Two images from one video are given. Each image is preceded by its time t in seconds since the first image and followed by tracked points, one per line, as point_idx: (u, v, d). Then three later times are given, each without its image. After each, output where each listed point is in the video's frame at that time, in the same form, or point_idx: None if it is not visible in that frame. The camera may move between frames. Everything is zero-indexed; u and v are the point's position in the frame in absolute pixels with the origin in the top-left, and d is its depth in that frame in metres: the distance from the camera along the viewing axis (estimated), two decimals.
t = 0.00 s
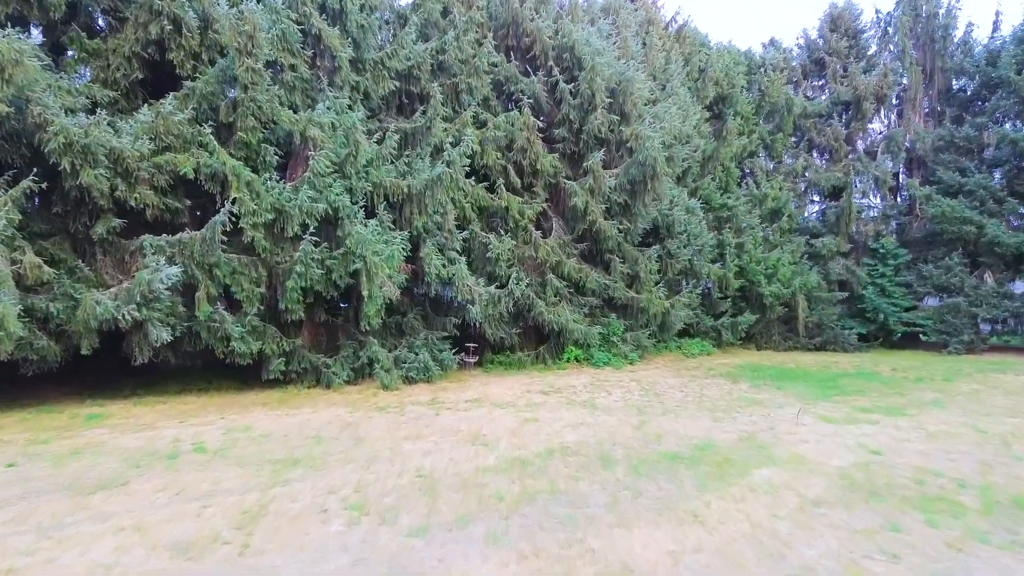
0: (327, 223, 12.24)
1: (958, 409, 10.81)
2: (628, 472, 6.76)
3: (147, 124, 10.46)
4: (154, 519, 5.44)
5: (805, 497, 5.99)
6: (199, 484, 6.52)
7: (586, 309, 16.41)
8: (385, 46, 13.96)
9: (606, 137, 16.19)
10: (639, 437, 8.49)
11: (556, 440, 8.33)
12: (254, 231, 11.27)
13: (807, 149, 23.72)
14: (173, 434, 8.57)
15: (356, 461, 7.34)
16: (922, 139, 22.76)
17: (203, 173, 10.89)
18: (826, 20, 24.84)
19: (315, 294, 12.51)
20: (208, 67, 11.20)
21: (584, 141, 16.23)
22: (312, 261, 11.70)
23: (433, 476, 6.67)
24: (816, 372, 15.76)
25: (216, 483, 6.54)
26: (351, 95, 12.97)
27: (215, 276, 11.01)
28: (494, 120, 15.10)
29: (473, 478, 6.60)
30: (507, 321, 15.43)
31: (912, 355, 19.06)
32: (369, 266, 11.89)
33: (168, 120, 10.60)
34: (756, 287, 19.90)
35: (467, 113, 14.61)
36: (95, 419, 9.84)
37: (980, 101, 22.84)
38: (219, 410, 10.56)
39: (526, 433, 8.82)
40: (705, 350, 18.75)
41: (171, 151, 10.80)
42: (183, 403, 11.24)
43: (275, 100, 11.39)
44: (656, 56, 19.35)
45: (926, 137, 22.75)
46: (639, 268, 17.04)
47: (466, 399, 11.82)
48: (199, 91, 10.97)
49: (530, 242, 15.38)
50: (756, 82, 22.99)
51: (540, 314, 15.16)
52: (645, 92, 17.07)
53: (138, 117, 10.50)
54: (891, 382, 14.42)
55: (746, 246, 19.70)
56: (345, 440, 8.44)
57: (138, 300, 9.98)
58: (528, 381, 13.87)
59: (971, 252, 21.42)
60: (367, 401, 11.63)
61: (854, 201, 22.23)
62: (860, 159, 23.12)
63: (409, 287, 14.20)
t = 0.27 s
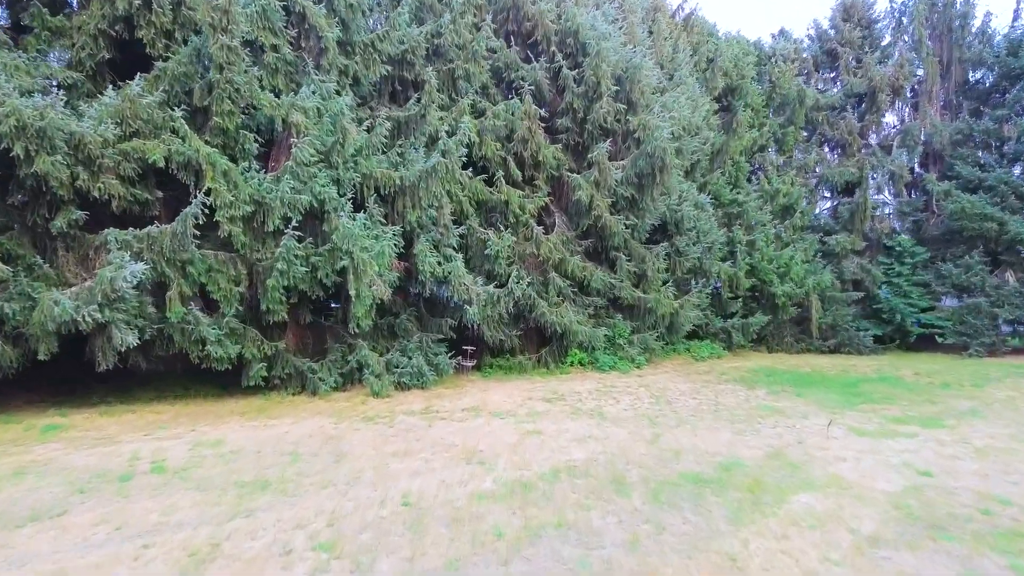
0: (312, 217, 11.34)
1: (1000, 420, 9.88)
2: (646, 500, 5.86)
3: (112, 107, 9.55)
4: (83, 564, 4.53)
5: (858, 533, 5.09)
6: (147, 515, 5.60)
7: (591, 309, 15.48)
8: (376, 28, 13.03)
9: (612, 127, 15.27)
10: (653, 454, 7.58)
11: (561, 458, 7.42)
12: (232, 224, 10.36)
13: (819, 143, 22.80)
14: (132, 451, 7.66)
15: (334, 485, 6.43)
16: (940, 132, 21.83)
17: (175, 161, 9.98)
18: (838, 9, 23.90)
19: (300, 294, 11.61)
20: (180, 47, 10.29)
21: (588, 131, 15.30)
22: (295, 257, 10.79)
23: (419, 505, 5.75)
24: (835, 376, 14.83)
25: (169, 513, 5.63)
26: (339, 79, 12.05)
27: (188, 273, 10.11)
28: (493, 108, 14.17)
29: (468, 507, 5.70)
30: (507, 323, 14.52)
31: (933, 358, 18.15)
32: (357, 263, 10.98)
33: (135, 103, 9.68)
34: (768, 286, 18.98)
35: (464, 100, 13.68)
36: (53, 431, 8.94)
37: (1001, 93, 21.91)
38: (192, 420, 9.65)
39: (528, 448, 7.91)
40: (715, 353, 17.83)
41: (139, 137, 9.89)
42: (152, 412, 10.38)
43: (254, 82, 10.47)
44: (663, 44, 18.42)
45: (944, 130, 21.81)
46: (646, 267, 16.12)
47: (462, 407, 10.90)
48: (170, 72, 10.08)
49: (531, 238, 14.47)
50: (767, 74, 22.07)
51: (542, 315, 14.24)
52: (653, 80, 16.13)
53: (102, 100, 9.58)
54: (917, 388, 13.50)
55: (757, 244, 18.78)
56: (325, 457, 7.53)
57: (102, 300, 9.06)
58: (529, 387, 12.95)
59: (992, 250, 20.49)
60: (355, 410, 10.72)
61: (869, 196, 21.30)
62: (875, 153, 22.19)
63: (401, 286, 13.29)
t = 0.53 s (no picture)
0: (295, 210, 10.45)
1: None
2: (672, 538, 4.95)
3: (71, 87, 8.60)
4: None
5: None
6: (76, 558, 4.67)
7: (596, 311, 14.56)
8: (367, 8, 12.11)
9: (619, 117, 14.35)
10: (673, 477, 6.67)
11: (568, 481, 6.51)
12: (205, 218, 9.45)
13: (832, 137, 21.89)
14: (82, 473, 6.77)
15: (305, 515, 5.53)
16: (959, 125, 20.91)
17: (142, 149, 9.05)
18: None
19: (282, 294, 10.70)
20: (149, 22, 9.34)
21: (594, 121, 14.39)
22: (275, 254, 9.88)
23: (402, 545, 4.83)
24: (857, 382, 13.91)
25: (105, 554, 4.73)
26: (325, 62, 11.15)
27: (157, 271, 9.21)
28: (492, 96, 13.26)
29: (460, 547, 4.79)
30: (507, 324, 13.61)
31: (955, 362, 17.24)
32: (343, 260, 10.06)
33: (97, 83, 8.73)
34: (781, 286, 18.08)
35: (462, 86, 12.77)
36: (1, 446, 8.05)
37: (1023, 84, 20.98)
38: (159, 434, 8.75)
39: (530, 468, 7.00)
40: (726, 356, 16.92)
41: (102, 121, 8.96)
42: (116, 423, 9.52)
43: (231, 62, 9.54)
44: (671, 31, 17.51)
45: (963, 123, 20.90)
46: (654, 265, 15.22)
47: (457, 417, 10.00)
48: (138, 51, 9.14)
49: (533, 235, 13.57)
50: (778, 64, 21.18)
51: (544, 316, 13.32)
52: (663, 68, 15.22)
53: (60, 79, 8.63)
54: (948, 395, 12.57)
55: (770, 242, 17.87)
56: (300, 480, 6.63)
57: (57, 300, 8.13)
58: (530, 394, 12.05)
59: (1014, 248, 19.57)
60: (341, 420, 9.81)
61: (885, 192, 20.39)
62: (891, 147, 21.28)
63: (394, 286, 12.39)
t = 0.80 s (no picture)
0: (275, 203, 9.58)
1: None
2: None
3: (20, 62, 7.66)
4: None
5: None
6: None
7: (602, 312, 13.65)
8: None
9: (626, 105, 13.44)
10: (699, 506, 5.75)
11: (577, 512, 5.60)
12: (173, 210, 8.53)
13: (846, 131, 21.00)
14: (16, 500, 5.88)
15: (265, 557, 4.64)
16: (980, 117, 19.98)
17: (102, 133, 8.11)
18: None
19: (261, 294, 9.81)
20: None
21: (600, 110, 13.48)
22: (251, 249, 8.98)
23: None
24: (881, 388, 13.00)
25: None
26: (309, 41, 10.24)
27: (119, 269, 8.31)
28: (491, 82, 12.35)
29: None
30: (507, 326, 12.71)
31: (980, 366, 16.34)
32: (326, 256, 9.13)
33: (50, 58, 7.78)
34: (795, 286, 17.18)
35: (459, 71, 11.86)
36: None
37: None
38: (119, 450, 7.87)
39: (533, 494, 6.10)
40: (738, 360, 16.02)
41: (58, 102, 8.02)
42: (75, 435, 8.66)
43: (202, 38, 8.58)
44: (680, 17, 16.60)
45: (984, 115, 19.97)
46: (663, 262, 14.35)
47: (452, 430, 9.08)
48: (98, 24, 8.16)
49: (535, 230, 12.68)
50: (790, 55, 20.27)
51: (547, 318, 12.43)
52: (672, 53, 14.31)
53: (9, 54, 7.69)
54: (982, 402, 11.66)
55: (784, 239, 16.96)
56: (266, 509, 5.73)
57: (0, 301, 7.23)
58: (532, 403, 11.13)
59: None
60: (324, 433, 8.90)
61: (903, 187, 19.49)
62: (908, 141, 20.38)
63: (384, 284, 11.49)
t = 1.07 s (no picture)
0: (252, 191, 8.73)
1: None
2: None
3: None
4: None
5: None
6: None
7: (608, 312, 12.75)
8: None
9: (635, 90, 12.54)
10: (732, 539, 4.86)
11: (589, 548, 4.70)
12: (135, 197, 7.66)
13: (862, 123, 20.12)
14: None
15: None
16: (1003, 107, 19.07)
17: (52, 109, 7.16)
18: None
19: (237, 291, 8.93)
20: None
21: (606, 95, 12.58)
22: (223, 241, 8.09)
23: None
24: (909, 393, 12.11)
25: None
26: (289, 16, 9.33)
27: (73, 263, 7.42)
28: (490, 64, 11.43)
29: None
30: (506, 327, 11.83)
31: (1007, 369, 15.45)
32: (305, 249, 8.22)
33: None
34: (811, 284, 16.30)
35: (455, 51, 10.94)
36: None
37: None
38: (69, 467, 6.99)
39: (537, 524, 5.21)
40: (752, 363, 15.13)
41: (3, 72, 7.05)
42: (26, 446, 7.81)
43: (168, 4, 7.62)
44: None
45: (1007, 106, 19.06)
46: (673, 259, 13.48)
47: (445, 442, 8.19)
48: None
49: (537, 223, 11.80)
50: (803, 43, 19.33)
51: (551, 317, 11.55)
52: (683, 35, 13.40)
53: None
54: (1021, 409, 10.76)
55: (800, 235, 16.07)
56: (222, 543, 4.84)
57: None
58: (534, 410, 10.24)
59: None
60: (303, 446, 8.00)
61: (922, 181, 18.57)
62: (926, 133, 19.49)
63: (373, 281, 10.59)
